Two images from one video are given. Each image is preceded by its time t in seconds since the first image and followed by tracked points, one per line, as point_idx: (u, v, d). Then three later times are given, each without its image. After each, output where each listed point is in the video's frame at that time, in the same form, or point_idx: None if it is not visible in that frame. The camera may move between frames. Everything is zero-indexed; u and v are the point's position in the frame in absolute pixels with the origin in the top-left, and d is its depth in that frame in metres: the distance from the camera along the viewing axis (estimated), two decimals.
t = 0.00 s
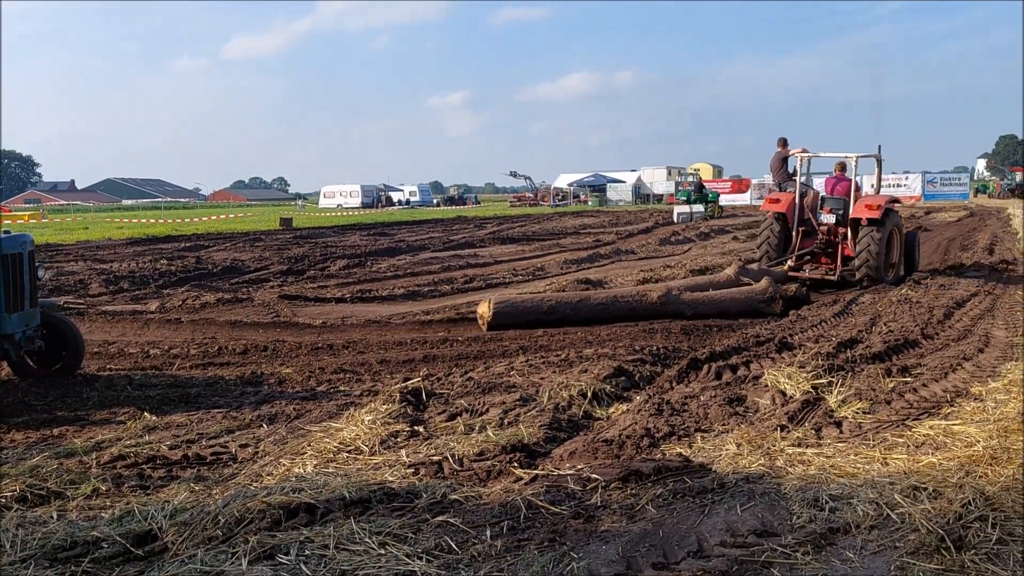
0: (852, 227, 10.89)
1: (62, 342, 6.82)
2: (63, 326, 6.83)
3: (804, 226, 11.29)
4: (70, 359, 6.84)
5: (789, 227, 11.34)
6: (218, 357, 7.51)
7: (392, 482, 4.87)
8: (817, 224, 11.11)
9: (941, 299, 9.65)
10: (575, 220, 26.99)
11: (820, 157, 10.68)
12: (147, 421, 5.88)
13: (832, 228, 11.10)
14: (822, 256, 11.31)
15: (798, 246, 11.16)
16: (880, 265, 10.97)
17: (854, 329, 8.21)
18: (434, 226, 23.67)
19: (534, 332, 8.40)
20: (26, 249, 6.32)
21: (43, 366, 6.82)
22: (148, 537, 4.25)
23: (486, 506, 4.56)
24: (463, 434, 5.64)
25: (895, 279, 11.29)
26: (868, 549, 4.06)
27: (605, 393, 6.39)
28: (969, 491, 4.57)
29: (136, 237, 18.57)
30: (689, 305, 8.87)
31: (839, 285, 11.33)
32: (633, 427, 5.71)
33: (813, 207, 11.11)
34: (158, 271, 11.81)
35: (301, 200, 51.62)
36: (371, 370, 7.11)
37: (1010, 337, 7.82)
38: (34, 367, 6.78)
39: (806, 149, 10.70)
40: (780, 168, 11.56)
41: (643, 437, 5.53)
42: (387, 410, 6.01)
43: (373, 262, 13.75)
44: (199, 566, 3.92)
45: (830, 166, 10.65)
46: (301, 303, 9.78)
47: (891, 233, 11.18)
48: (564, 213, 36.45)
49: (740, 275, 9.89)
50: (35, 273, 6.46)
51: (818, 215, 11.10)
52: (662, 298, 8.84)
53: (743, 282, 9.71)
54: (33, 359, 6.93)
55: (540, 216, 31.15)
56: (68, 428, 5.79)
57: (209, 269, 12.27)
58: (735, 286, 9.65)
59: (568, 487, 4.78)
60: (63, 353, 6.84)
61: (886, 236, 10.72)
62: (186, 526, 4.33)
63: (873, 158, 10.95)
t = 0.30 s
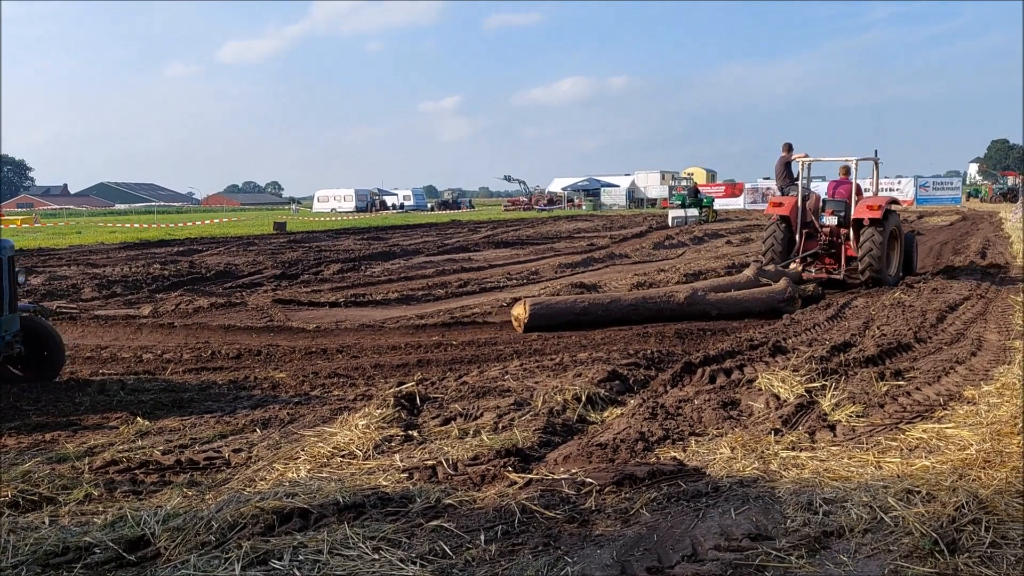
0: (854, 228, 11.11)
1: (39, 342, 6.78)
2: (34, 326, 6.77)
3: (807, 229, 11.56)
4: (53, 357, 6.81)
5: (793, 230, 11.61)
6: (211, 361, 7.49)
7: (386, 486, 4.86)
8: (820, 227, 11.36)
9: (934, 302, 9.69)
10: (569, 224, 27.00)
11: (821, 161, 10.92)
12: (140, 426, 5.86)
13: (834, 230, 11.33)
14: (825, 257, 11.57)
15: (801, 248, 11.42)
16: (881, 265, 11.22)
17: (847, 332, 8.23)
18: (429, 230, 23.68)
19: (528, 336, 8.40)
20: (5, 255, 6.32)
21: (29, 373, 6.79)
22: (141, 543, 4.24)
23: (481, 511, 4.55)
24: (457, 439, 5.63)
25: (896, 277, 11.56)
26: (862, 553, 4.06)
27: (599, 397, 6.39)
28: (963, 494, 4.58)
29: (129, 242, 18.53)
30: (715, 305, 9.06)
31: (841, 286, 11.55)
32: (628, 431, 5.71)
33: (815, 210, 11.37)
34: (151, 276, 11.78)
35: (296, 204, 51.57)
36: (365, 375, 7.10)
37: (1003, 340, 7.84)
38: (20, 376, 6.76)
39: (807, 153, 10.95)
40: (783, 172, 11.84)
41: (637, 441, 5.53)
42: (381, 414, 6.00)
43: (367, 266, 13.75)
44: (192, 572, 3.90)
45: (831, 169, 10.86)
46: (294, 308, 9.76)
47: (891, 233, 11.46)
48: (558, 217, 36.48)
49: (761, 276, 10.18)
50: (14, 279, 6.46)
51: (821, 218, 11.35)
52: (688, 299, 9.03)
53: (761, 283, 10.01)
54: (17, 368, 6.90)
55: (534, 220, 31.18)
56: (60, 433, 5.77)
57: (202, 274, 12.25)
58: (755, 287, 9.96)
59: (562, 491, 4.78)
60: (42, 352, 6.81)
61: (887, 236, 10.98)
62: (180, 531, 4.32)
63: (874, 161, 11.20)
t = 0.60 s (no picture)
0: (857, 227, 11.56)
1: (16, 341, 6.70)
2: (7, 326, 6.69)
3: (811, 229, 11.99)
4: (35, 351, 6.73)
5: (797, 231, 12.01)
6: (206, 363, 7.47)
7: (382, 489, 4.86)
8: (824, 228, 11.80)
9: (929, 304, 9.72)
10: (565, 226, 27.01)
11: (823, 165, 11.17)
12: (135, 428, 5.84)
13: (837, 230, 11.85)
14: (829, 256, 12.11)
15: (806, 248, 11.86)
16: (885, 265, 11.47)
17: (843, 334, 8.26)
18: (425, 233, 23.65)
19: (525, 339, 8.40)
20: None
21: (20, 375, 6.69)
22: (135, 546, 4.23)
23: (477, 513, 4.55)
24: (453, 441, 5.63)
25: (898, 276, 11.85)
26: (857, 555, 4.07)
27: (595, 399, 6.40)
28: (958, 496, 4.58)
29: (125, 244, 18.50)
30: (740, 304, 9.27)
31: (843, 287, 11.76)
32: (624, 434, 5.71)
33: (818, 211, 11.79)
34: (146, 278, 11.75)
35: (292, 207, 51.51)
36: (360, 377, 7.09)
37: (998, 343, 7.86)
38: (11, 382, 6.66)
39: (809, 157, 11.18)
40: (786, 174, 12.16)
41: (633, 443, 5.53)
42: (376, 417, 5.99)
43: (362, 268, 13.75)
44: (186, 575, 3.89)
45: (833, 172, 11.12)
46: (290, 310, 9.75)
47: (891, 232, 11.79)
48: (554, 219, 36.49)
49: (778, 277, 10.43)
50: None
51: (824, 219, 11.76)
52: (714, 297, 9.17)
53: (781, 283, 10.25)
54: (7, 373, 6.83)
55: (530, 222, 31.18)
56: (54, 435, 5.75)
57: (197, 276, 12.22)
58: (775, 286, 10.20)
59: (558, 494, 4.78)
60: (25, 348, 6.69)
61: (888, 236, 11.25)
62: (174, 534, 4.30)
63: (873, 162, 11.61)
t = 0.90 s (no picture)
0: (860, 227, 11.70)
1: None
2: None
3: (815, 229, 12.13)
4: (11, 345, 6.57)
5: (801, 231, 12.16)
6: (200, 365, 7.46)
7: (377, 490, 4.85)
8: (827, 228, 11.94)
9: (923, 306, 9.76)
10: (560, 228, 27.02)
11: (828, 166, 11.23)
12: (129, 430, 5.83)
13: (840, 230, 11.92)
14: (833, 256, 12.19)
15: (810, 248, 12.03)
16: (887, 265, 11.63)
17: (838, 336, 8.27)
18: (421, 234, 23.64)
19: (521, 340, 8.41)
20: None
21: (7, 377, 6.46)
22: (129, 547, 4.22)
23: (472, 515, 4.54)
24: (448, 442, 5.63)
25: (898, 277, 12.00)
26: (852, 556, 4.07)
27: (590, 401, 6.40)
28: (952, 497, 4.59)
29: (120, 245, 18.47)
30: (759, 302, 9.56)
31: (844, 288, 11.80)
32: (619, 435, 5.71)
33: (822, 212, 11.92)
34: (141, 279, 11.73)
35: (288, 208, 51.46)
36: (355, 379, 7.08)
37: (992, 345, 7.89)
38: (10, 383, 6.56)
39: (814, 159, 11.24)
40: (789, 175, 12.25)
41: (628, 445, 5.53)
42: (372, 418, 5.99)
43: (358, 269, 13.74)
44: None
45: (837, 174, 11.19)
46: (285, 312, 9.73)
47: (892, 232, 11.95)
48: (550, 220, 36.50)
49: (791, 276, 10.80)
50: None
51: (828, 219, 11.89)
52: (735, 296, 9.44)
53: (793, 282, 10.60)
54: None
55: (525, 224, 31.20)
56: (48, 437, 5.74)
57: (192, 277, 12.20)
58: (779, 286, 10.40)
59: (553, 495, 4.78)
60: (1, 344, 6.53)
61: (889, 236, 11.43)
62: (168, 536, 4.29)
63: (875, 163, 11.67)
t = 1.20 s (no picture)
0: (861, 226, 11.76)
1: None
2: None
3: (816, 229, 12.20)
4: None
5: (802, 231, 12.23)
6: (195, 365, 7.44)
7: (372, 491, 4.85)
8: (828, 228, 12.00)
9: (917, 306, 9.79)
10: (555, 228, 27.03)
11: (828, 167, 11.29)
12: (123, 430, 5.82)
13: (840, 228, 11.97)
14: (834, 254, 12.24)
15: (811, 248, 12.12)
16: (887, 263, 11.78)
17: (831, 336, 8.30)
18: (415, 234, 23.63)
19: (516, 340, 8.41)
20: None
21: None
22: (124, 548, 4.20)
23: (467, 515, 4.54)
24: (443, 443, 5.63)
25: (898, 273, 12.15)
26: (847, 556, 4.08)
27: (585, 401, 6.41)
28: (946, 496, 4.61)
29: (114, 245, 18.42)
30: (772, 300, 9.80)
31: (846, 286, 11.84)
32: (614, 435, 5.72)
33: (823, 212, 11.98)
34: (135, 280, 11.70)
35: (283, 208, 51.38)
36: (350, 379, 7.07)
37: (985, 344, 7.91)
38: None
39: (814, 161, 11.30)
40: (790, 176, 12.30)
41: (623, 445, 5.54)
42: (367, 419, 5.98)
43: (352, 269, 13.73)
44: None
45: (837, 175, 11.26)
46: (279, 312, 9.72)
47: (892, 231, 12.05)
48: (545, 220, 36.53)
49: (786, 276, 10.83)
50: None
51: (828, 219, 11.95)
52: (750, 293, 9.67)
53: (798, 282, 10.78)
54: None
55: (520, 224, 31.22)
56: (42, 437, 5.72)
57: (186, 277, 12.17)
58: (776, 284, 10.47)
59: (548, 495, 4.78)
60: None
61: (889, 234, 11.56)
62: (163, 537, 4.28)
63: (874, 163, 11.71)
